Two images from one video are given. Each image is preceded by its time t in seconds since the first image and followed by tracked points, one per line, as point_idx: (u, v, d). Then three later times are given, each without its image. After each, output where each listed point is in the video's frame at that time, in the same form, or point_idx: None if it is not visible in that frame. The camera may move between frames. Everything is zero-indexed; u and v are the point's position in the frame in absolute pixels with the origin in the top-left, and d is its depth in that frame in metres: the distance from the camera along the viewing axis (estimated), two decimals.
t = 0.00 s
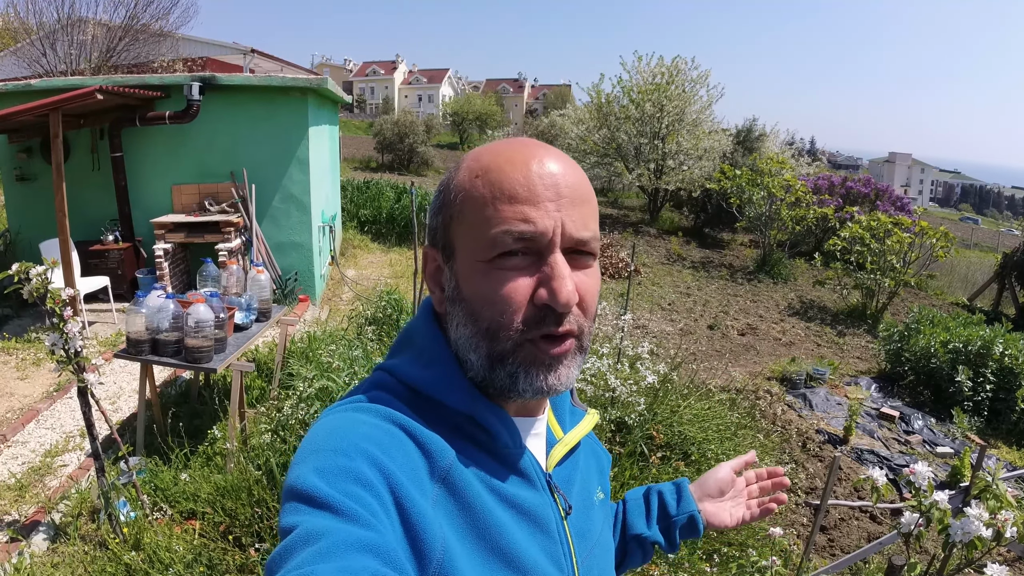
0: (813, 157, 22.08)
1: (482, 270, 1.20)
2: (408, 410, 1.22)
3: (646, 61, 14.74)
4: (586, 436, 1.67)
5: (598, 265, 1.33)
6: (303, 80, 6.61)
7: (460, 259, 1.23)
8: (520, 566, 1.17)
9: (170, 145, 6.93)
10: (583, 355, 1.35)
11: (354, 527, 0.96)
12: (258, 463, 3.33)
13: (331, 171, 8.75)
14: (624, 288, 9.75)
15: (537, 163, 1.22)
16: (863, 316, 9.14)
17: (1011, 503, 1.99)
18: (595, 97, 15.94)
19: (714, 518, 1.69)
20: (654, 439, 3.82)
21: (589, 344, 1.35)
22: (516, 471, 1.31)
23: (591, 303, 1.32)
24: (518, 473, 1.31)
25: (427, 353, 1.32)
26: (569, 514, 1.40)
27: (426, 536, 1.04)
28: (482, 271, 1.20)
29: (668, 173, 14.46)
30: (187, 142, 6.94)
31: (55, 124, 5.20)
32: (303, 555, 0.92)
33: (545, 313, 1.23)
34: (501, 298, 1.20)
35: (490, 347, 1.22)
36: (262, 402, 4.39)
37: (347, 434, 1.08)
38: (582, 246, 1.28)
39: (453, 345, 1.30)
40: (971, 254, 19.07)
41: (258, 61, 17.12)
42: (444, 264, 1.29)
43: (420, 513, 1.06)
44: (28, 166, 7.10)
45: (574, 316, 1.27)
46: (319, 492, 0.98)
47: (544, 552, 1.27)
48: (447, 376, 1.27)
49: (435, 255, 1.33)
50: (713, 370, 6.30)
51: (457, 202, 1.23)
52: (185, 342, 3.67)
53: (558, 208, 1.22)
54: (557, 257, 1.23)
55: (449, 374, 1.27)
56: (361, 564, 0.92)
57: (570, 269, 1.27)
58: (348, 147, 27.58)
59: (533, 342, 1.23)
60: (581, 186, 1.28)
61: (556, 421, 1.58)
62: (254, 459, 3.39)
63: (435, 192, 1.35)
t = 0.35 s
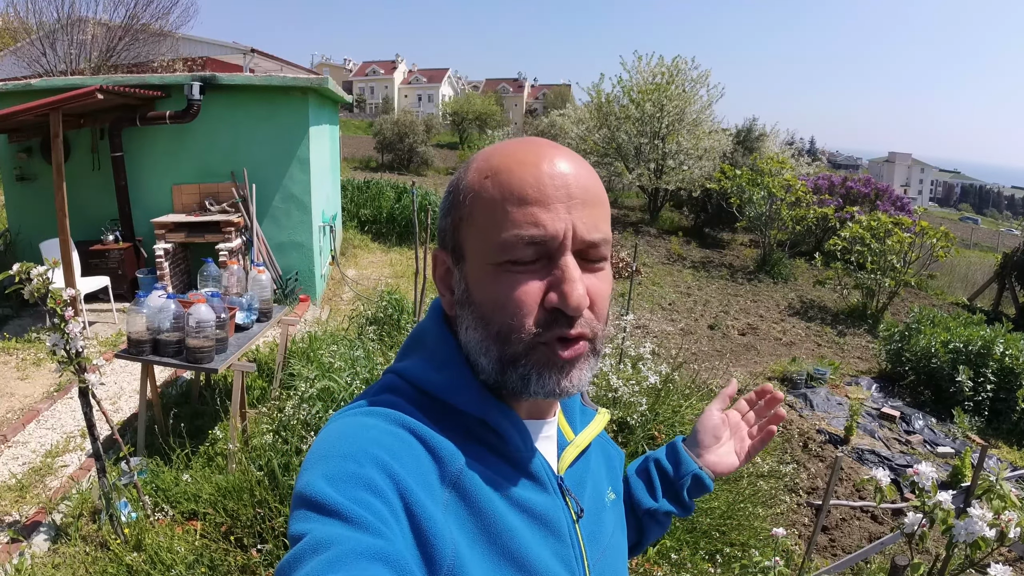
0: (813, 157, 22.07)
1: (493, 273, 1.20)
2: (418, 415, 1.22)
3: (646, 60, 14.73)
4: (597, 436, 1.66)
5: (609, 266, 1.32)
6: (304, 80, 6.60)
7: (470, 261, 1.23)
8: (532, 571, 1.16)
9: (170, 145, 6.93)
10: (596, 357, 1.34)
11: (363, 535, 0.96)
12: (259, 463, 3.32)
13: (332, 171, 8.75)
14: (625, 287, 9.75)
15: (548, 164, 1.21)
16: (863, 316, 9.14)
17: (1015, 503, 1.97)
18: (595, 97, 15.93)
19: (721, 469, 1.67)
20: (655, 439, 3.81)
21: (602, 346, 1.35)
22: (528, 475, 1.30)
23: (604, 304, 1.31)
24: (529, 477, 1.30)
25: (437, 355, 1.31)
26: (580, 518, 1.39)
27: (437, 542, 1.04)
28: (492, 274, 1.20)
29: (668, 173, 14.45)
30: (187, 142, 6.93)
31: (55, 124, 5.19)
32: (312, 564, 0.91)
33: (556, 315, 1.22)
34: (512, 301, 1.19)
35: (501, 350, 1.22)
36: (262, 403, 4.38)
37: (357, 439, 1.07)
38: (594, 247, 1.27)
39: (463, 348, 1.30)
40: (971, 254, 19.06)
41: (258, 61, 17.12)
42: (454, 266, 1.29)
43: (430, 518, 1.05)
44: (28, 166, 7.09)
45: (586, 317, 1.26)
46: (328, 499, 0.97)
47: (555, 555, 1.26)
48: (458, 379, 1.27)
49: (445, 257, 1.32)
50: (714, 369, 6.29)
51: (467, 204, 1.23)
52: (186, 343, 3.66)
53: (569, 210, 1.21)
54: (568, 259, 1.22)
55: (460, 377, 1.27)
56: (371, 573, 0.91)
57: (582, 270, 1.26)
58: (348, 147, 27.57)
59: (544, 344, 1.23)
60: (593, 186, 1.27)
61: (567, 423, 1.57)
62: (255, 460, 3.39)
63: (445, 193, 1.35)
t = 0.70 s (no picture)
0: (813, 157, 22.06)
1: (492, 268, 1.20)
2: (421, 412, 1.22)
3: (646, 60, 14.72)
4: (601, 437, 1.66)
5: (609, 262, 1.32)
6: (304, 79, 6.60)
7: (470, 257, 1.23)
8: (534, 569, 1.16)
9: (171, 144, 6.93)
10: (596, 353, 1.33)
11: (367, 532, 0.96)
12: (260, 462, 3.32)
13: (332, 171, 8.75)
14: (625, 287, 9.75)
15: (546, 159, 1.21)
16: (863, 316, 9.14)
17: (1015, 502, 1.97)
18: (595, 96, 15.91)
19: (728, 511, 1.65)
20: (655, 438, 3.82)
21: (603, 342, 1.34)
22: (530, 473, 1.30)
23: (603, 299, 1.30)
24: (532, 475, 1.30)
25: (440, 354, 1.32)
26: (583, 518, 1.39)
27: (440, 540, 1.04)
28: (491, 269, 1.20)
29: (668, 173, 14.44)
30: (187, 141, 6.93)
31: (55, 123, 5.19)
32: (316, 561, 0.91)
33: (555, 310, 1.22)
34: (511, 295, 1.19)
35: (500, 345, 1.22)
36: (263, 402, 4.38)
37: (360, 436, 1.08)
38: (594, 242, 1.27)
39: (464, 345, 1.30)
40: (971, 254, 19.06)
41: (258, 61, 17.12)
42: (455, 263, 1.29)
43: (433, 515, 1.05)
44: (28, 165, 7.09)
45: (585, 312, 1.26)
46: (332, 496, 0.97)
47: (558, 554, 1.26)
48: (460, 376, 1.27)
49: (447, 255, 1.33)
50: (714, 369, 6.30)
51: (466, 201, 1.23)
52: (186, 342, 3.66)
53: (567, 204, 1.21)
54: (566, 253, 1.22)
55: (462, 374, 1.27)
56: (373, 571, 0.91)
57: (581, 265, 1.26)
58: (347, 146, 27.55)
59: (543, 340, 1.23)
60: (591, 181, 1.27)
61: (571, 423, 1.57)
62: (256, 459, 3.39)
63: (446, 192, 1.35)
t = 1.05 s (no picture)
0: (813, 156, 22.06)
1: (494, 265, 1.21)
2: (422, 408, 1.23)
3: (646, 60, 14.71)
4: (602, 433, 1.66)
5: (610, 258, 1.33)
6: (304, 79, 6.61)
7: (471, 253, 1.24)
8: (534, 564, 1.17)
9: (171, 143, 6.93)
10: (597, 349, 1.34)
11: (367, 528, 0.96)
12: (260, 461, 3.32)
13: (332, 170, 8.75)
14: (624, 287, 9.75)
15: (548, 156, 1.22)
16: (862, 315, 9.14)
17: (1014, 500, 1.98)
18: (594, 96, 15.90)
19: (732, 508, 1.66)
20: (655, 437, 3.83)
21: (603, 338, 1.35)
22: (530, 469, 1.31)
23: (604, 296, 1.31)
24: (532, 471, 1.31)
25: (441, 350, 1.32)
26: (583, 514, 1.40)
27: (441, 536, 1.04)
28: (493, 265, 1.21)
29: (668, 172, 14.44)
30: (187, 140, 6.93)
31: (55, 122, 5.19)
32: (317, 556, 0.92)
33: (555, 307, 1.23)
34: (512, 291, 1.20)
35: (501, 341, 1.23)
36: (262, 401, 4.38)
37: (361, 433, 1.08)
38: (595, 239, 1.27)
39: (465, 340, 1.31)
40: (971, 254, 19.06)
41: (257, 60, 17.12)
42: (456, 259, 1.30)
43: (434, 511, 1.06)
44: (28, 164, 7.09)
45: (586, 309, 1.26)
46: (333, 493, 0.98)
47: (558, 551, 1.27)
48: (461, 372, 1.28)
49: (449, 252, 1.33)
50: (713, 368, 6.31)
51: (468, 197, 1.24)
52: (186, 341, 3.66)
53: (568, 200, 1.22)
54: (568, 250, 1.23)
55: (463, 370, 1.28)
56: (374, 567, 0.92)
57: (582, 261, 1.26)
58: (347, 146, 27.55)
59: (543, 336, 1.23)
60: (592, 178, 1.28)
61: (571, 419, 1.57)
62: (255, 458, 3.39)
63: (448, 188, 1.36)
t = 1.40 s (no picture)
0: (813, 156, 22.06)
1: (493, 265, 1.21)
2: (421, 407, 1.23)
3: (645, 59, 14.72)
4: (600, 431, 1.67)
5: (610, 260, 1.33)
6: (304, 79, 6.61)
7: (471, 253, 1.24)
8: (531, 564, 1.18)
9: (170, 143, 6.93)
10: (595, 351, 1.34)
11: (366, 526, 0.97)
12: (259, 460, 3.33)
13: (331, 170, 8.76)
14: (624, 286, 9.76)
15: (548, 157, 1.22)
16: (862, 315, 9.15)
17: (1010, 499, 1.99)
18: (594, 96, 15.90)
19: (730, 518, 1.67)
20: (653, 436, 3.83)
21: (602, 340, 1.35)
22: (529, 469, 1.31)
23: (603, 297, 1.31)
24: (531, 471, 1.31)
25: (440, 349, 1.33)
26: (581, 513, 1.40)
27: (438, 535, 1.05)
28: (492, 266, 1.21)
29: (667, 172, 14.44)
30: (187, 140, 6.93)
31: (54, 122, 5.20)
32: (315, 555, 0.92)
33: (554, 308, 1.23)
34: (511, 292, 1.21)
35: (499, 342, 1.23)
36: (262, 400, 4.38)
37: (360, 431, 1.09)
38: (595, 240, 1.28)
39: (463, 340, 1.31)
40: (971, 254, 19.04)
41: (257, 60, 17.13)
42: (456, 259, 1.30)
43: (431, 510, 1.06)
44: (28, 164, 7.09)
45: (585, 312, 1.27)
46: (332, 491, 0.98)
47: (556, 550, 1.27)
48: (461, 371, 1.28)
49: (448, 252, 1.34)
50: (712, 368, 6.32)
51: (468, 197, 1.24)
52: (186, 341, 3.67)
53: (569, 201, 1.22)
54: (567, 252, 1.23)
55: (463, 370, 1.28)
56: (372, 565, 0.92)
57: (581, 263, 1.27)
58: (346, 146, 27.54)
59: (541, 338, 1.24)
60: (593, 179, 1.28)
61: (570, 417, 1.58)
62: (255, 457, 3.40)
63: (448, 188, 1.36)
